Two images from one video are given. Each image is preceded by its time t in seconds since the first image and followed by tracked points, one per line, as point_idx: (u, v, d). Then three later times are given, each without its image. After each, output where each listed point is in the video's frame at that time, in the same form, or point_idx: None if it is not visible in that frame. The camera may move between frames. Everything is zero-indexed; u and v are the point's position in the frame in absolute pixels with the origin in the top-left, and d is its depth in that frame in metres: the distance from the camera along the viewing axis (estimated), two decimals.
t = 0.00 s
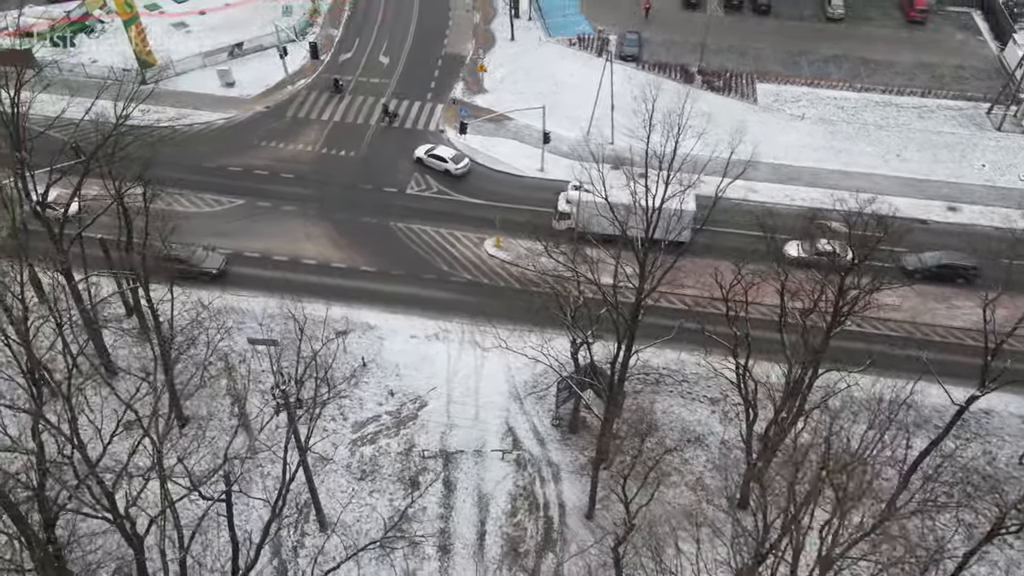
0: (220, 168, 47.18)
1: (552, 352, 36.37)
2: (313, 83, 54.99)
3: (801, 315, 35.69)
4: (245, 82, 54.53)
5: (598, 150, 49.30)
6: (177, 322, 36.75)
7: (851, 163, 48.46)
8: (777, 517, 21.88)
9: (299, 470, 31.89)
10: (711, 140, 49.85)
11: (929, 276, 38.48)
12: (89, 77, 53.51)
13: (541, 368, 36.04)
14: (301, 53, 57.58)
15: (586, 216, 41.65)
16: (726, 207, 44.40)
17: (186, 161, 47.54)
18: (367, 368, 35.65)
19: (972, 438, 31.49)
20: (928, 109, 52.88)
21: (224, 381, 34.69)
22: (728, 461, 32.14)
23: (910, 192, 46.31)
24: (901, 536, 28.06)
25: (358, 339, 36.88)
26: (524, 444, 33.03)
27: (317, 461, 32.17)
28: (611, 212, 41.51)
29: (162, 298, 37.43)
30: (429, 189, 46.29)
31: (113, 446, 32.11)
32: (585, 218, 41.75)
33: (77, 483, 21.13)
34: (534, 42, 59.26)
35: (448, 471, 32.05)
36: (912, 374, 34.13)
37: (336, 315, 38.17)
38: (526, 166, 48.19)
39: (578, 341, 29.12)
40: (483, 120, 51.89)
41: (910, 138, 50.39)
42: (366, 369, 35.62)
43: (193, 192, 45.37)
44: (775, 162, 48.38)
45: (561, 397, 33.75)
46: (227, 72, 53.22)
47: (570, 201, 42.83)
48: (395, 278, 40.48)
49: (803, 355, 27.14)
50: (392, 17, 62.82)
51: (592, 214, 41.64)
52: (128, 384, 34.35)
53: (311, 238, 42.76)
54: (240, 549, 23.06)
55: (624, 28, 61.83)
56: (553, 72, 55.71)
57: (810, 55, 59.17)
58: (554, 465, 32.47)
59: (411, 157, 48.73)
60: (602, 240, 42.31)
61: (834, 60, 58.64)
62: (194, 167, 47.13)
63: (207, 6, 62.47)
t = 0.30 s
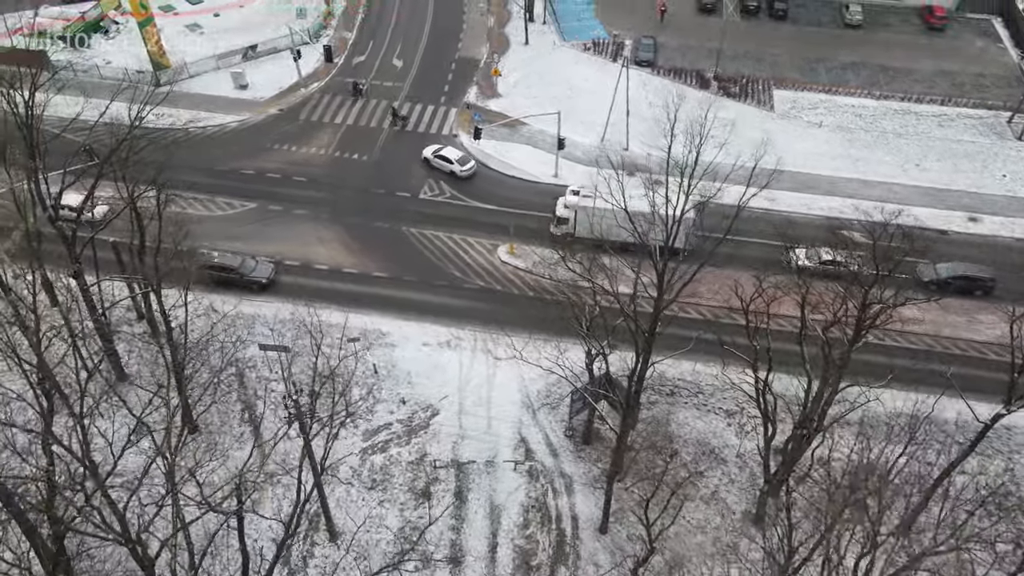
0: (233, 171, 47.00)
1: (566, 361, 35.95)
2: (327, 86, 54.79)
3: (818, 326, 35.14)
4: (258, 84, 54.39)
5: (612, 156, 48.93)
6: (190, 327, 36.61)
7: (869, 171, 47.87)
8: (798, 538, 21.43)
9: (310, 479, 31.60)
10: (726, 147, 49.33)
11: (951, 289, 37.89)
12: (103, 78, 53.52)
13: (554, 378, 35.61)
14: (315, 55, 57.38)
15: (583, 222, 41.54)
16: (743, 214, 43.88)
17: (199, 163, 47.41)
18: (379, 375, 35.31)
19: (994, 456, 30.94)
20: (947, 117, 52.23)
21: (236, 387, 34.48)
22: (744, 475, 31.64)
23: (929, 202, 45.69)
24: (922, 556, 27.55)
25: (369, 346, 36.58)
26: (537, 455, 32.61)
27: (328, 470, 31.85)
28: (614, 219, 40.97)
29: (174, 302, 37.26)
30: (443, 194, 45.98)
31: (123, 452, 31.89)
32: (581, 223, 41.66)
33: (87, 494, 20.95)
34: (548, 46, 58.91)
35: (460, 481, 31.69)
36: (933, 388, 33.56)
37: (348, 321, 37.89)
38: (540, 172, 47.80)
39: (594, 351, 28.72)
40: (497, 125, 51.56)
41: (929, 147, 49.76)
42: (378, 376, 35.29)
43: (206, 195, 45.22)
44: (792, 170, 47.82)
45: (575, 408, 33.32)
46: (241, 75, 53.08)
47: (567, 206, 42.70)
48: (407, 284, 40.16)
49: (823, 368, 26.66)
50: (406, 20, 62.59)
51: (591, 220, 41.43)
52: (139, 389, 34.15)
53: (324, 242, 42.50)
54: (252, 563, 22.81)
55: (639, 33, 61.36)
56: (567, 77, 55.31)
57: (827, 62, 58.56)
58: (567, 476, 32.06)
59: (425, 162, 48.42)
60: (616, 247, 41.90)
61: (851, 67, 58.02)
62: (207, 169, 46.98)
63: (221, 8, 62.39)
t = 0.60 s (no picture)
0: (242, 177, 46.69)
1: (576, 372, 35.47)
2: (336, 91, 54.50)
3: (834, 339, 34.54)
4: (267, 89, 54.12)
5: (623, 164, 48.51)
6: (197, 336, 36.30)
7: (884, 181, 47.32)
8: (816, 562, 20.92)
9: (316, 492, 31.18)
10: (738, 155, 48.82)
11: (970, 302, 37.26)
12: (112, 82, 53.35)
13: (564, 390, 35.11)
14: (324, 60, 57.10)
15: (578, 227, 40.73)
16: (757, 224, 43.30)
17: (206, 169, 47.13)
18: (387, 386, 34.87)
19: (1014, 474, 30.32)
20: (963, 126, 51.61)
21: (242, 397, 34.11)
22: (758, 491, 31.06)
23: (946, 212, 45.07)
24: None
25: (377, 356, 36.18)
26: (547, 469, 32.13)
27: (334, 482, 31.40)
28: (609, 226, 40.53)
29: (179, 310, 36.95)
30: (452, 202, 45.59)
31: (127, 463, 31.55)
32: (576, 228, 40.87)
33: (89, 511, 20.61)
34: (559, 52, 58.52)
35: (468, 495, 31.21)
36: (952, 404, 32.94)
37: (356, 331, 37.48)
38: (550, 180, 47.36)
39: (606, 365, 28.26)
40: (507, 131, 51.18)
41: (944, 156, 49.19)
42: (385, 387, 34.84)
43: (214, 201, 44.91)
44: (806, 179, 47.28)
45: (585, 421, 32.80)
46: (250, 79, 52.81)
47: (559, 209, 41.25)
48: (416, 293, 39.76)
49: (839, 384, 26.13)
50: (416, 24, 62.30)
51: (586, 225, 40.67)
52: (144, 398, 33.81)
53: (332, 249, 42.15)
54: None
55: (650, 39, 60.89)
56: (578, 83, 54.90)
57: (840, 69, 57.98)
58: (578, 490, 31.56)
59: (434, 168, 48.05)
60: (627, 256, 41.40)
61: (865, 74, 57.42)
62: (215, 175, 46.69)
63: (231, 12, 62.22)
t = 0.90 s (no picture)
0: (247, 187, 46.33)
1: (585, 388, 34.93)
2: (342, 100, 54.19)
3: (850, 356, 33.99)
4: (273, 98, 53.81)
5: (632, 175, 48.15)
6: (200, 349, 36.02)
7: (896, 194, 46.87)
8: None
9: (320, 510, 30.69)
10: (749, 167, 48.42)
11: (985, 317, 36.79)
12: (117, 91, 53.12)
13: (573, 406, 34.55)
14: (330, 69, 56.80)
15: (564, 238, 40.40)
16: (771, 240, 42.87)
17: (211, 179, 46.79)
18: (393, 401, 34.39)
19: None
20: (975, 138, 51.11)
21: (246, 412, 33.64)
22: (770, 511, 30.46)
23: (959, 225, 44.54)
24: None
25: (383, 370, 35.71)
26: (555, 487, 31.61)
27: (339, 500, 30.89)
28: (596, 237, 40.11)
29: (183, 323, 36.53)
30: (459, 213, 45.15)
31: (129, 479, 31.06)
32: (562, 239, 40.52)
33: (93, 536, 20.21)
34: (566, 62, 58.20)
35: (475, 513, 30.70)
36: (969, 422, 32.37)
37: (362, 344, 37.05)
38: (559, 191, 46.91)
39: (616, 383, 27.72)
40: (515, 142, 50.81)
41: (957, 169, 48.75)
42: (391, 402, 34.34)
43: (219, 211, 44.56)
44: (816, 192, 46.81)
45: (594, 438, 32.30)
46: (256, 88, 52.51)
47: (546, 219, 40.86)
48: (423, 306, 39.32)
49: (856, 404, 25.57)
50: (423, 33, 62.04)
51: (572, 236, 40.29)
52: (145, 414, 33.32)
53: (337, 261, 41.73)
54: None
55: (658, 48, 60.51)
56: (585, 93, 54.54)
57: (850, 79, 57.49)
58: (586, 509, 31.02)
59: (441, 179, 47.64)
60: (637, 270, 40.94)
61: (875, 85, 56.92)
62: (221, 185, 46.35)
63: (237, 20, 62.00)
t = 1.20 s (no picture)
0: (250, 202, 45.93)
1: (591, 409, 34.35)
2: (347, 114, 53.91)
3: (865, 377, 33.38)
4: (277, 112, 53.51)
5: (638, 191, 47.75)
6: (202, 367, 35.52)
7: (905, 210, 46.39)
8: None
9: (323, 535, 30.06)
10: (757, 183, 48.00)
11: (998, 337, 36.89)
12: (120, 105, 52.86)
13: (580, 426, 33.95)
14: (335, 83, 56.54)
15: (548, 252, 40.05)
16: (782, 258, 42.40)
17: (214, 193, 46.41)
18: (397, 421, 33.84)
19: None
20: (985, 153, 50.66)
21: (247, 432, 33.14)
22: (783, 537, 29.79)
23: (970, 243, 44.02)
24: None
25: (386, 390, 35.15)
26: (562, 511, 30.98)
27: (342, 523, 30.26)
28: (580, 253, 39.76)
29: (184, 341, 36.02)
30: (464, 229, 44.70)
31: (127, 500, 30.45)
32: (545, 254, 40.14)
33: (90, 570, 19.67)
34: (572, 76, 57.93)
35: (480, 538, 30.06)
36: (985, 446, 31.76)
37: (366, 362, 36.51)
38: (565, 207, 46.46)
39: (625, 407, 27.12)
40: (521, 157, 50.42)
41: (967, 185, 48.35)
42: (395, 423, 33.78)
43: (222, 226, 44.17)
44: (825, 208, 46.34)
45: (602, 461, 31.67)
46: (260, 102, 52.22)
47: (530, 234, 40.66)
48: (427, 323, 38.78)
49: (871, 429, 24.96)
50: (428, 47, 61.83)
51: (555, 251, 39.91)
52: (144, 434, 32.75)
53: (341, 278, 41.26)
54: None
55: (664, 62, 60.21)
56: (591, 107, 54.21)
57: (858, 94, 57.10)
58: (594, 534, 30.39)
59: (445, 194, 47.23)
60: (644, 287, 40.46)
61: (883, 99, 56.52)
62: (224, 200, 45.96)
63: (241, 33, 61.83)
